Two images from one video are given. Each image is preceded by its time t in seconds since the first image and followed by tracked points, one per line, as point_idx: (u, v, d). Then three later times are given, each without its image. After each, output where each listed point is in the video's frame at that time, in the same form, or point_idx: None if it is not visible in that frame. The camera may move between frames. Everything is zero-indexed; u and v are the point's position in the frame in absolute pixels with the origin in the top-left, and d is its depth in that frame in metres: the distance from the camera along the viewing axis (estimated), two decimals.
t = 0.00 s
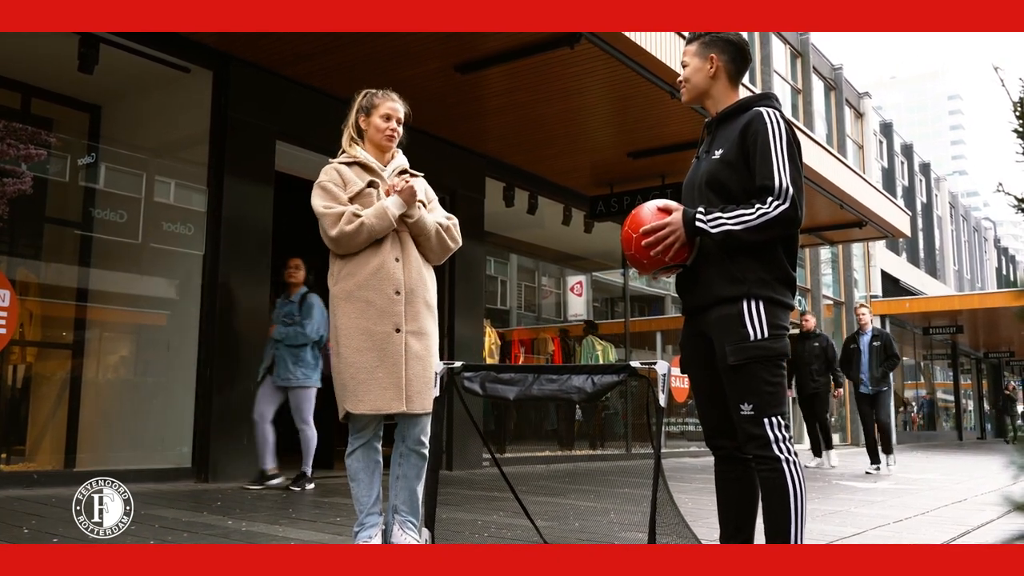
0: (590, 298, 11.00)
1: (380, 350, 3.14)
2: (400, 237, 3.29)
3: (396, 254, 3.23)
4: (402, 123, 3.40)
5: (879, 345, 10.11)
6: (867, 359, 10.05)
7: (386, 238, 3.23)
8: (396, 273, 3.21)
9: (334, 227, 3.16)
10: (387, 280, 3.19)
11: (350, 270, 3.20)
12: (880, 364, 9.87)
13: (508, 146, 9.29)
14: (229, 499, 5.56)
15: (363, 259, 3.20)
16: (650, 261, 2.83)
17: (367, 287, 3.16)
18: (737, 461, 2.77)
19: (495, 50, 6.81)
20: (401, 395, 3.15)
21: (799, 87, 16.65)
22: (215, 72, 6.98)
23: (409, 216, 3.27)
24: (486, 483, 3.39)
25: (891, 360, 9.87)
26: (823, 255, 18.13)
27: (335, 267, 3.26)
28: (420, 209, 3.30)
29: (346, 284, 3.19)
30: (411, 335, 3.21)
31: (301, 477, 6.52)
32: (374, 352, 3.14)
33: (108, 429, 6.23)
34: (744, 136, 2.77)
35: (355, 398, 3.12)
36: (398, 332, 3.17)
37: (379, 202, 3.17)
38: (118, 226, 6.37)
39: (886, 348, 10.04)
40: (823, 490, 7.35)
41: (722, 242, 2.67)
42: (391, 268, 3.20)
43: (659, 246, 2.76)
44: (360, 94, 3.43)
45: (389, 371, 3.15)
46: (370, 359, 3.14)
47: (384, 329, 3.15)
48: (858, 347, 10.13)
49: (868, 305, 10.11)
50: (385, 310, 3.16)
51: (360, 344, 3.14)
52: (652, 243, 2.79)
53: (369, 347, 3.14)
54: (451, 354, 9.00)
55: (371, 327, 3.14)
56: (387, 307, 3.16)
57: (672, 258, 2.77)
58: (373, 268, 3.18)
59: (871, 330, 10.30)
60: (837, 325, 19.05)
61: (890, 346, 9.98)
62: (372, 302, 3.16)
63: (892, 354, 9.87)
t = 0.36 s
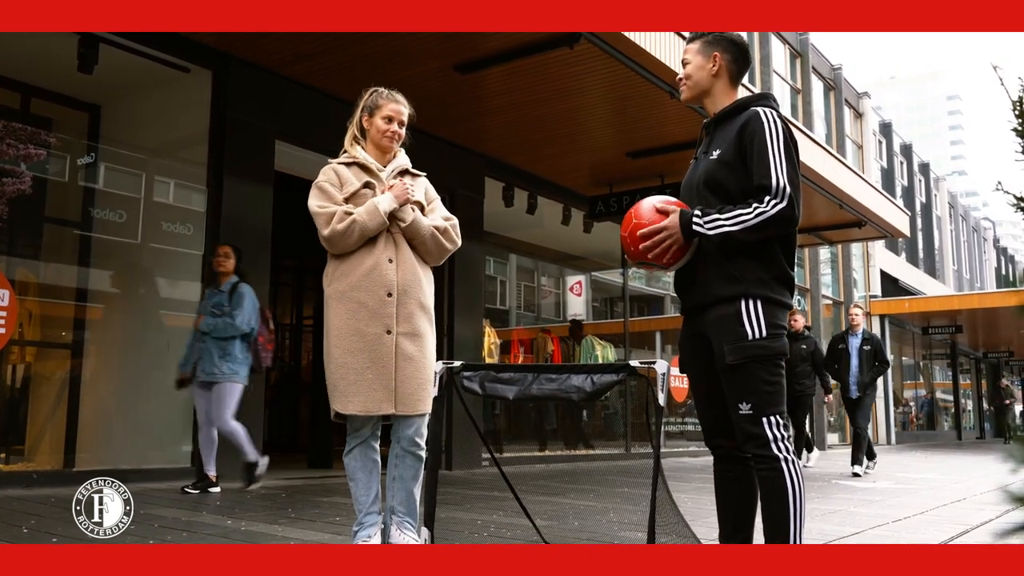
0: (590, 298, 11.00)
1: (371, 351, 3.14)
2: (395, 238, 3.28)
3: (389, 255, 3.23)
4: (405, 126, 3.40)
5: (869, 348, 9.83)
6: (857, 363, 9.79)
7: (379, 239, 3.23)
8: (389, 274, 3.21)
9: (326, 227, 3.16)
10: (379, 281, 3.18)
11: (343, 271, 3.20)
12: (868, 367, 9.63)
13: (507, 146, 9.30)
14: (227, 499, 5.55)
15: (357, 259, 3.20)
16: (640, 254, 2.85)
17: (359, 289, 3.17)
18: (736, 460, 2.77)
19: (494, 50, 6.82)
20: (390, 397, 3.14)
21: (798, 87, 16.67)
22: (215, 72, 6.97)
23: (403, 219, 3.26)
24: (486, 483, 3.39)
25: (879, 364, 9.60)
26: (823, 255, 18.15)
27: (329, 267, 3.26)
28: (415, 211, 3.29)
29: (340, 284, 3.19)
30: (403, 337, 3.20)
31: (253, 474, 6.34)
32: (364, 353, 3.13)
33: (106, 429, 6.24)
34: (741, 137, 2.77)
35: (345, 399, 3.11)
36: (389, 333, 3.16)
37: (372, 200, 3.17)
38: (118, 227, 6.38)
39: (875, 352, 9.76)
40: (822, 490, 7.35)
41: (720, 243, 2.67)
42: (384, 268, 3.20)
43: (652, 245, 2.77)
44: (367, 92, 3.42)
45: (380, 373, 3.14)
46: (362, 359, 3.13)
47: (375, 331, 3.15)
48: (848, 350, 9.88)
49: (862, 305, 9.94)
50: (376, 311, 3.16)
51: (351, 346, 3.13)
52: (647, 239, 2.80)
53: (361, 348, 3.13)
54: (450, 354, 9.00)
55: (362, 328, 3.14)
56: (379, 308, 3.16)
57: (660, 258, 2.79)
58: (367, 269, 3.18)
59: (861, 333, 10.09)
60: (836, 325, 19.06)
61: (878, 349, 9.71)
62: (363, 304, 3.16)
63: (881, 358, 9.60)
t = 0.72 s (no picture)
0: (589, 297, 10.99)
1: (370, 349, 3.13)
2: (394, 235, 3.28)
3: (388, 253, 3.23)
4: (405, 126, 3.39)
5: (850, 338, 9.11)
6: (838, 354, 9.11)
7: (377, 237, 3.23)
8: (388, 272, 3.21)
9: (324, 225, 3.16)
10: (378, 280, 3.18)
11: (343, 268, 3.21)
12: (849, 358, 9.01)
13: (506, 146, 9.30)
14: (225, 498, 5.54)
15: (355, 256, 3.20)
16: (636, 258, 2.88)
17: (358, 287, 3.17)
18: (733, 459, 2.76)
19: (493, 50, 6.82)
20: (390, 395, 3.13)
21: (797, 86, 16.67)
22: (214, 71, 6.97)
23: (401, 217, 3.26)
24: (482, 482, 3.38)
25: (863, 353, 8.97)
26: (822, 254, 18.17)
27: (328, 266, 3.26)
28: (414, 210, 3.29)
29: (339, 283, 3.19)
30: (402, 335, 3.20)
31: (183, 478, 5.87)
32: (363, 352, 3.13)
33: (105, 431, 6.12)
34: (735, 136, 2.77)
35: (345, 398, 3.11)
36: (388, 331, 3.16)
37: (370, 199, 3.18)
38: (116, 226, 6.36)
39: (858, 340, 9.05)
40: (820, 488, 7.35)
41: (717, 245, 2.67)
42: (383, 267, 3.20)
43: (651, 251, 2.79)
44: (367, 92, 3.42)
45: (380, 371, 3.13)
46: (361, 358, 3.13)
47: (374, 329, 3.14)
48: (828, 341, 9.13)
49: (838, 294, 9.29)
50: (375, 310, 3.16)
51: (350, 344, 3.13)
52: (646, 245, 2.81)
53: (360, 347, 3.13)
54: (449, 353, 9.00)
55: (361, 326, 3.14)
56: (378, 307, 3.16)
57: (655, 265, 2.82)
58: (366, 267, 3.19)
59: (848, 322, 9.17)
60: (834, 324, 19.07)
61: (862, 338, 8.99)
62: (363, 302, 3.16)
63: (865, 347, 8.95)
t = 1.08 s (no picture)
0: (588, 297, 10.99)
1: (372, 350, 3.13)
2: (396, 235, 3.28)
3: (391, 254, 3.23)
4: (406, 120, 3.39)
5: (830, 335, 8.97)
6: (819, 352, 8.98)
7: (379, 238, 3.22)
8: (392, 272, 3.20)
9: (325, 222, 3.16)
10: (381, 280, 3.18)
11: (347, 268, 3.20)
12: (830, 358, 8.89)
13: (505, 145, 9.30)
14: (225, 498, 5.53)
15: (358, 256, 3.20)
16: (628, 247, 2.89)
17: (360, 287, 3.16)
18: (730, 460, 2.76)
19: (492, 50, 6.82)
20: (391, 395, 3.13)
21: (796, 85, 16.66)
22: (213, 72, 6.97)
23: (407, 219, 3.23)
24: (484, 482, 3.40)
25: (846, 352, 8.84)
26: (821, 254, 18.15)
27: (331, 266, 3.25)
28: (420, 212, 3.27)
29: (342, 282, 3.18)
30: (405, 335, 3.20)
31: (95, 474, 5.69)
32: (365, 352, 3.13)
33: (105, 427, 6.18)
34: (733, 141, 2.77)
35: (346, 397, 3.10)
36: (392, 332, 3.16)
37: (364, 193, 3.17)
38: (117, 226, 6.37)
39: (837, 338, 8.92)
40: (820, 489, 7.34)
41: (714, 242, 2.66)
42: (386, 267, 3.20)
43: (644, 240, 2.78)
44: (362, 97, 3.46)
45: (382, 371, 3.13)
46: (363, 358, 3.12)
47: (377, 329, 3.14)
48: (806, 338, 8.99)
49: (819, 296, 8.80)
50: (379, 310, 3.15)
51: (353, 344, 3.13)
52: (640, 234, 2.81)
53: (362, 347, 3.13)
54: (448, 353, 9.00)
55: (364, 326, 3.14)
56: (381, 307, 3.16)
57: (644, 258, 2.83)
58: (369, 267, 3.18)
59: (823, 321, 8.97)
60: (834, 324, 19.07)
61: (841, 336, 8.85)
62: (366, 302, 3.15)
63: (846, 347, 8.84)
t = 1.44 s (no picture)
0: (587, 297, 10.98)
1: (370, 349, 3.13)
2: (400, 236, 3.28)
3: (394, 253, 3.23)
4: (405, 119, 3.39)
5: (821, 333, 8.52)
6: (809, 349, 8.48)
7: (382, 238, 3.22)
8: (392, 272, 3.21)
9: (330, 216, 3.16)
10: (381, 279, 3.19)
11: (347, 265, 3.20)
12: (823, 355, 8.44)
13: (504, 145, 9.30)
14: (223, 498, 5.53)
15: (360, 255, 3.20)
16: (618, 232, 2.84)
17: (360, 285, 3.17)
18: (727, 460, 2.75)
19: (491, 49, 6.82)
20: (389, 394, 3.14)
21: (796, 85, 16.66)
22: (212, 71, 6.97)
23: (416, 226, 3.24)
24: (479, 480, 3.37)
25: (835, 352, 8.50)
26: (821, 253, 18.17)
27: (332, 264, 3.24)
28: (427, 219, 3.27)
29: (342, 281, 3.18)
30: (404, 334, 3.21)
31: None
32: (363, 350, 3.13)
33: (103, 425, 6.22)
34: (733, 144, 2.77)
35: (345, 395, 3.10)
36: (391, 330, 3.16)
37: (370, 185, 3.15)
38: (116, 225, 6.38)
39: (829, 335, 8.49)
40: (819, 488, 7.33)
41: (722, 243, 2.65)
42: (387, 266, 3.20)
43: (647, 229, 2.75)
44: (359, 97, 3.45)
45: (381, 370, 3.14)
46: (362, 356, 3.13)
47: (376, 328, 3.15)
48: (796, 333, 8.53)
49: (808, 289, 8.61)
50: (379, 308, 3.16)
51: (352, 341, 3.13)
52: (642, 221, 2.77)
53: (360, 345, 3.13)
54: (447, 352, 9.00)
55: (363, 325, 3.14)
56: (380, 306, 3.16)
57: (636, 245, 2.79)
58: (371, 266, 3.19)
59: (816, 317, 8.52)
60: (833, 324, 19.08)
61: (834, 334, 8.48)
62: (367, 301, 3.16)
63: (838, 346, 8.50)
